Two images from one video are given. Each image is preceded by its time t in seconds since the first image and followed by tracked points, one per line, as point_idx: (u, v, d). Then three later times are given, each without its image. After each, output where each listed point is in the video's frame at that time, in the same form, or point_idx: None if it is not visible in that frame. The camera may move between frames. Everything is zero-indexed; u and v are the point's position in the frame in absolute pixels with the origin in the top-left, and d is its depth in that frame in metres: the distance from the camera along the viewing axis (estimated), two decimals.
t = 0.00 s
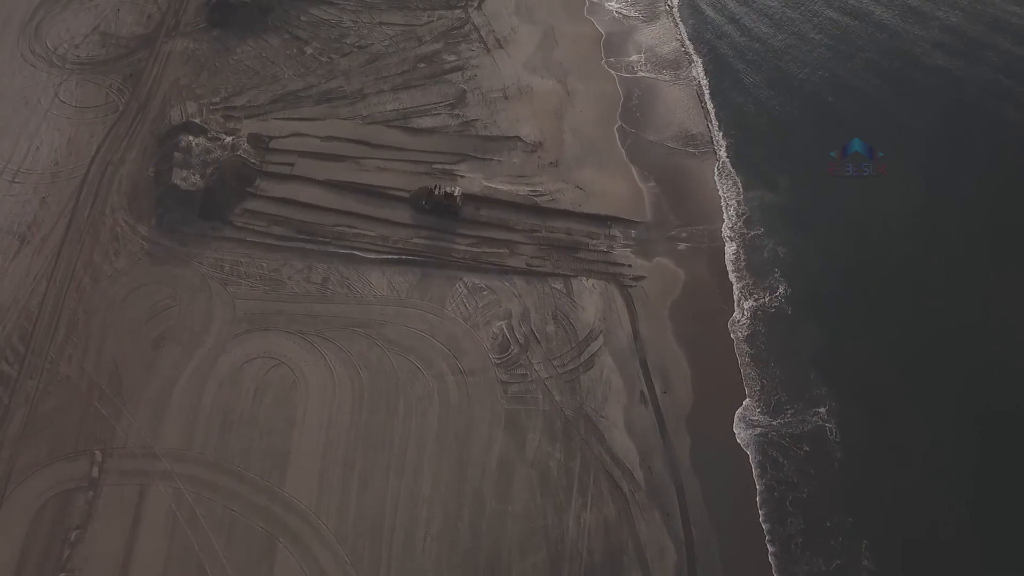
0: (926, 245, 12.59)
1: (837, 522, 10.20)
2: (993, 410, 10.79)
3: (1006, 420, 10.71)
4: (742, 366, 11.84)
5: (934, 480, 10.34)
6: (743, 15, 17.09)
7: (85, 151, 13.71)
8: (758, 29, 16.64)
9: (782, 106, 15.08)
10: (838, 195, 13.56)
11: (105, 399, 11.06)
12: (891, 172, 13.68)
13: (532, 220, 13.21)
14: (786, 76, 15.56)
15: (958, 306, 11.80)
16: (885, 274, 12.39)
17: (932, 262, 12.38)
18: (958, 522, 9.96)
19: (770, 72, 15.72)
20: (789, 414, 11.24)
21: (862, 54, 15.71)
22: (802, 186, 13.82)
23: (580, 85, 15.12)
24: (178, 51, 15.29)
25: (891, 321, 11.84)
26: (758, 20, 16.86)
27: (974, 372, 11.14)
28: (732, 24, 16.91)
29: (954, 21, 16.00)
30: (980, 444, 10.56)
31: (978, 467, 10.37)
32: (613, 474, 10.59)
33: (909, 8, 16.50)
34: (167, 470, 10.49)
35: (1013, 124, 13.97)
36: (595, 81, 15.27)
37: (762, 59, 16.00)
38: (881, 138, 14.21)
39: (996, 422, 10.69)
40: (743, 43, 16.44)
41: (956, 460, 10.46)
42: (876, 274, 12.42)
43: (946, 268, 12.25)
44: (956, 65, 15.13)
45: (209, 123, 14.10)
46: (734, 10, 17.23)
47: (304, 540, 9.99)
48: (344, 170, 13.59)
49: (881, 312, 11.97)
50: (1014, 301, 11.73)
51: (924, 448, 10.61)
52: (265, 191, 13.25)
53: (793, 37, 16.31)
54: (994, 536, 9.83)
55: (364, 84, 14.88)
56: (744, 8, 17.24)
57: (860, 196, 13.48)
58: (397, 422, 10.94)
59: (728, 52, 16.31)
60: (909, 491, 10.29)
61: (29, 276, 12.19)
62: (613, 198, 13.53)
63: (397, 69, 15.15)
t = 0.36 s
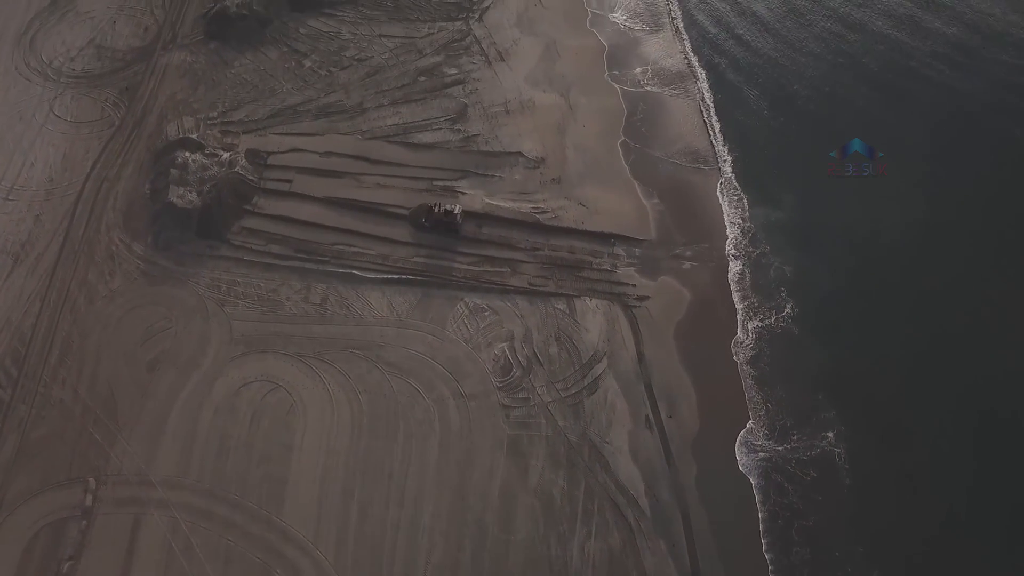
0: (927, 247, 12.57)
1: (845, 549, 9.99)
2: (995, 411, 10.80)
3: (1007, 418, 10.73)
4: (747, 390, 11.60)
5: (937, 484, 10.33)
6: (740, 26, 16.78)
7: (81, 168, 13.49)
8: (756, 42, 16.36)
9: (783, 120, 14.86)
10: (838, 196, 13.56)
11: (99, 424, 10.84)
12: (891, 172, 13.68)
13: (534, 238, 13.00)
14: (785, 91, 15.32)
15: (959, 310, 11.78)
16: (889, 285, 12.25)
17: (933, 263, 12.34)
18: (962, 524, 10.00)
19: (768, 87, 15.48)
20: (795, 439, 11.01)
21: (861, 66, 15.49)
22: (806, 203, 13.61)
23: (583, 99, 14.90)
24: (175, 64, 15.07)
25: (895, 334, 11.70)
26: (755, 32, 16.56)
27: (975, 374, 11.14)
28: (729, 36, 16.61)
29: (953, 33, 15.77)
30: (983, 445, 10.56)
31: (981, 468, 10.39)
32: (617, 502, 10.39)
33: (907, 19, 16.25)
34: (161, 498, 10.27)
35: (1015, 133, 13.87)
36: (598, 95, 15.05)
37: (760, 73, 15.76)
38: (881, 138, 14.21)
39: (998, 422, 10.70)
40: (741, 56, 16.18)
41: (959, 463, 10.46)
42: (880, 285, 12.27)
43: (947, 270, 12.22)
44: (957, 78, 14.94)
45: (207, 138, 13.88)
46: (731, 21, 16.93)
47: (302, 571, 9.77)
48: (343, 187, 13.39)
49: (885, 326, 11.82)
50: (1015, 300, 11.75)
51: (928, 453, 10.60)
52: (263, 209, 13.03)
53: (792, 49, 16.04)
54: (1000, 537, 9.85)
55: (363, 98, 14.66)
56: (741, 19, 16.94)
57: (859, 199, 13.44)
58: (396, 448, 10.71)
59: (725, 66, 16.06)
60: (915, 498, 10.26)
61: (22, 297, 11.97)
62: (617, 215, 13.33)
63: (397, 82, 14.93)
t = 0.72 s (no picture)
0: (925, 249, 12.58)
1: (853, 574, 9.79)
2: (993, 413, 10.82)
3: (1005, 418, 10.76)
4: (751, 413, 11.38)
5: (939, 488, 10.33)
6: (736, 39, 16.54)
7: (76, 183, 13.29)
8: (753, 56, 16.13)
9: (784, 134, 14.65)
10: (839, 194, 13.58)
11: (94, 448, 10.65)
12: (890, 172, 13.71)
13: (536, 255, 12.81)
14: (785, 104, 15.10)
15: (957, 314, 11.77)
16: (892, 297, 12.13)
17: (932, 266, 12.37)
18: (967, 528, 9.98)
19: (767, 101, 15.25)
20: (800, 463, 10.79)
21: (860, 75, 15.37)
22: (812, 218, 13.39)
23: (586, 113, 14.71)
24: (172, 77, 14.87)
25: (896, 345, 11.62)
26: (752, 46, 16.32)
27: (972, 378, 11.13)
28: (725, 50, 16.37)
29: (952, 38, 15.69)
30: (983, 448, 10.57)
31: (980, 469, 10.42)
32: (621, 528, 10.21)
33: (904, 30, 16.08)
34: (157, 525, 10.07)
35: (1015, 141, 13.76)
36: (601, 108, 14.85)
37: (759, 88, 15.53)
38: (880, 137, 14.24)
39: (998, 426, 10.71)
40: (738, 70, 15.95)
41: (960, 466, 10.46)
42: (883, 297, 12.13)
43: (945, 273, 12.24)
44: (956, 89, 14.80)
45: (204, 153, 13.68)
46: (727, 34, 16.69)
47: None
48: (342, 203, 13.20)
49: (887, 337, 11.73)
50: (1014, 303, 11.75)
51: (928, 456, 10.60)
52: (261, 225, 12.83)
53: (789, 62, 15.82)
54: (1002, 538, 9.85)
55: (362, 111, 14.47)
56: (736, 32, 16.70)
57: (859, 202, 13.43)
58: (396, 473, 10.51)
59: (722, 80, 15.80)
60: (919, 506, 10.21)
61: (16, 317, 11.78)
62: (620, 232, 13.13)
63: (397, 95, 14.73)
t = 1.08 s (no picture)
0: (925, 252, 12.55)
1: None
2: (993, 413, 10.77)
3: (1006, 418, 10.72)
4: (756, 438, 11.14)
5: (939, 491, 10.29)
6: (733, 52, 16.31)
7: (70, 201, 13.07)
8: (749, 70, 15.90)
9: (784, 150, 14.44)
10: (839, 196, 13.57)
11: (87, 475, 10.43)
12: (891, 172, 13.72)
13: (538, 274, 12.58)
14: (785, 119, 14.89)
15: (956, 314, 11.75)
16: (895, 309, 11.97)
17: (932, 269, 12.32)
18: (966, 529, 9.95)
19: (766, 116, 15.03)
20: (809, 491, 10.54)
21: (859, 78, 15.37)
22: (818, 236, 13.15)
23: (589, 127, 14.50)
24: (168, 91, 14.66)
25: (898, 356, 11.50)
26: (749, 60, 16.09)
27: (972, 380, 11.08)
28: (722, 64, 16.14)
29: (951, 41, 15.68)
30: (984, 449, 10.52)
31: (980, 468, 10.39)
32: (626, 558, 9.99)
33: (900, 42, 15.91)
34: (151, 556, 9.85)
35: (1015, 149, 13.68)
36: (604, 122, 14.64)
37: (758, 93, 15.49)
38: (880, 137, 14.26)
39: (999, 428, 10.64)
40: (736, 85, 15.71)
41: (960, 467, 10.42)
42: (887, 313, 11.94)
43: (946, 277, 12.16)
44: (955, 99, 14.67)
45: (201, 169, 13.47)
46: (723, 48, 16.44)
47: None
48: (341, 221, 12.99)
49: (889, 347, 11.61)
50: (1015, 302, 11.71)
51: (928, 459, 10.55)
52: (258, 244, 12.61)
53: (788, 76, 15.60)
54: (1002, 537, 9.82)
55: (362, 126, 14.27)
56: (733, 45, 16.47)
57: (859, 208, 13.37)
58: (395, 501, 10.29)
59: (720, 96, 15.56)
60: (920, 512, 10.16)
61: (9, 339, 11.56)
62: (623, 250, 12.92)
63: (397, 109, 14.52)
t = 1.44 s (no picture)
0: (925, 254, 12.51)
1: None
2: (994, 413, 10.76)
3: (1006, 417, 10.71)
4: (761, 465, 10.88)
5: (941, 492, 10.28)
6: (731, 67, 16.09)
7: (65, 219, 12.85)
8: (749, 76, 15.82)
9: (787, 164, 14.22)
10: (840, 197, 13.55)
11: (80, 503, 10.21)
12: (891, 172, 13.72)
13: (541, 293, 12.36)
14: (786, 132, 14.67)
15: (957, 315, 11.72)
16: (898, 321, 11.84)
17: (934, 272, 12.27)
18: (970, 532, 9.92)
19: (766, 131, 14.79)
20: (816, 518, 10.30)
21: (859, 78, 15.38)
22: (825, 254, 12.92)
23: (592, 142, 14.29)
24: (165, 104, 14.44)
25: (900, 365, 11.41)
26: (748, 74, 15.86)
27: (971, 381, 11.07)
28: (720, 79, 15.90)
29: (951, 43, 15.71)
30: (985, 449, 10.51)
31: (980, 466, 10.39)
32: None
33: (900, 54, 15.73)
34: None
35: (1015, 149, 13.65)
36: (607, 137, 14.43)
37: (757, 94, 15.45)
38: (880, 137, 14.25)
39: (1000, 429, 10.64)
40: (735, 99, 15.48)
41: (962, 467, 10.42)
42: (888, 321, 11.87)
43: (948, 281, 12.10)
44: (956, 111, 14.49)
45: (197, 186, 13.25)
46: (721, 62, 16.22)
47: None
48: (340, 239, 12.77)
49: (891, 357, 11.52)
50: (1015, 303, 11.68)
51: (930, 462, 10.53)
52: (255, 263, 12.39)
53: (788, 90, 15.37)
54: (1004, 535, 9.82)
55: (361, 141, 14.05)
56: (731, 59, 16.24)
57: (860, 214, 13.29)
58: (395, 529, 10.07)
59: (719, 112, 15.32)
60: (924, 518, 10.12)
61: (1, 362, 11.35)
62: (627, 269, 12.70)
63: (396, 124, 14.30)
